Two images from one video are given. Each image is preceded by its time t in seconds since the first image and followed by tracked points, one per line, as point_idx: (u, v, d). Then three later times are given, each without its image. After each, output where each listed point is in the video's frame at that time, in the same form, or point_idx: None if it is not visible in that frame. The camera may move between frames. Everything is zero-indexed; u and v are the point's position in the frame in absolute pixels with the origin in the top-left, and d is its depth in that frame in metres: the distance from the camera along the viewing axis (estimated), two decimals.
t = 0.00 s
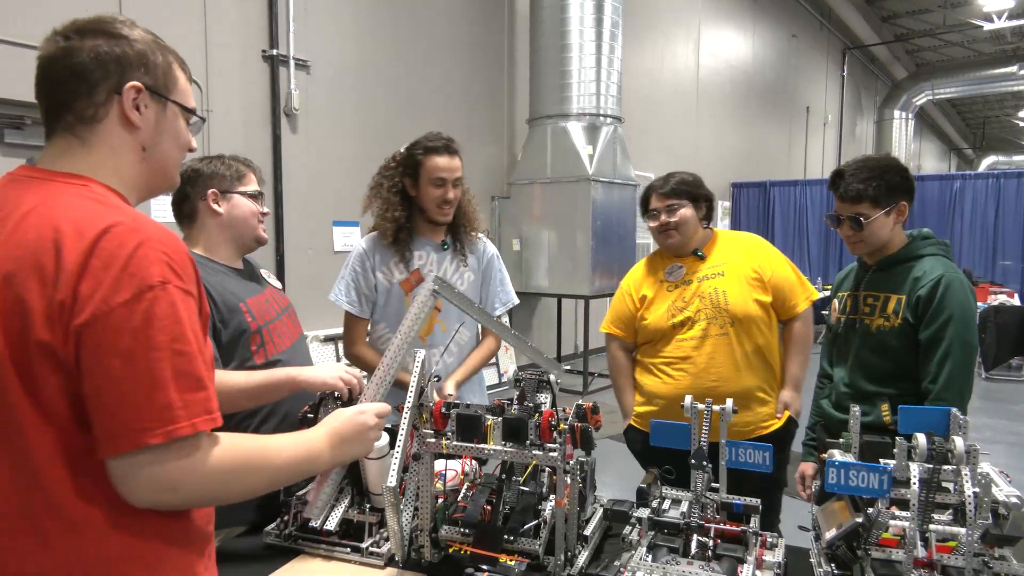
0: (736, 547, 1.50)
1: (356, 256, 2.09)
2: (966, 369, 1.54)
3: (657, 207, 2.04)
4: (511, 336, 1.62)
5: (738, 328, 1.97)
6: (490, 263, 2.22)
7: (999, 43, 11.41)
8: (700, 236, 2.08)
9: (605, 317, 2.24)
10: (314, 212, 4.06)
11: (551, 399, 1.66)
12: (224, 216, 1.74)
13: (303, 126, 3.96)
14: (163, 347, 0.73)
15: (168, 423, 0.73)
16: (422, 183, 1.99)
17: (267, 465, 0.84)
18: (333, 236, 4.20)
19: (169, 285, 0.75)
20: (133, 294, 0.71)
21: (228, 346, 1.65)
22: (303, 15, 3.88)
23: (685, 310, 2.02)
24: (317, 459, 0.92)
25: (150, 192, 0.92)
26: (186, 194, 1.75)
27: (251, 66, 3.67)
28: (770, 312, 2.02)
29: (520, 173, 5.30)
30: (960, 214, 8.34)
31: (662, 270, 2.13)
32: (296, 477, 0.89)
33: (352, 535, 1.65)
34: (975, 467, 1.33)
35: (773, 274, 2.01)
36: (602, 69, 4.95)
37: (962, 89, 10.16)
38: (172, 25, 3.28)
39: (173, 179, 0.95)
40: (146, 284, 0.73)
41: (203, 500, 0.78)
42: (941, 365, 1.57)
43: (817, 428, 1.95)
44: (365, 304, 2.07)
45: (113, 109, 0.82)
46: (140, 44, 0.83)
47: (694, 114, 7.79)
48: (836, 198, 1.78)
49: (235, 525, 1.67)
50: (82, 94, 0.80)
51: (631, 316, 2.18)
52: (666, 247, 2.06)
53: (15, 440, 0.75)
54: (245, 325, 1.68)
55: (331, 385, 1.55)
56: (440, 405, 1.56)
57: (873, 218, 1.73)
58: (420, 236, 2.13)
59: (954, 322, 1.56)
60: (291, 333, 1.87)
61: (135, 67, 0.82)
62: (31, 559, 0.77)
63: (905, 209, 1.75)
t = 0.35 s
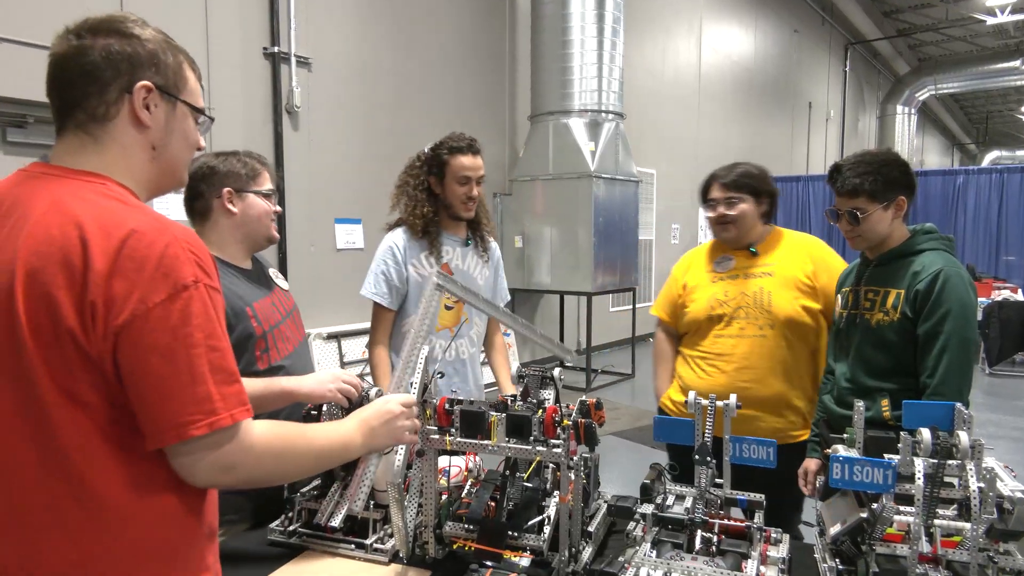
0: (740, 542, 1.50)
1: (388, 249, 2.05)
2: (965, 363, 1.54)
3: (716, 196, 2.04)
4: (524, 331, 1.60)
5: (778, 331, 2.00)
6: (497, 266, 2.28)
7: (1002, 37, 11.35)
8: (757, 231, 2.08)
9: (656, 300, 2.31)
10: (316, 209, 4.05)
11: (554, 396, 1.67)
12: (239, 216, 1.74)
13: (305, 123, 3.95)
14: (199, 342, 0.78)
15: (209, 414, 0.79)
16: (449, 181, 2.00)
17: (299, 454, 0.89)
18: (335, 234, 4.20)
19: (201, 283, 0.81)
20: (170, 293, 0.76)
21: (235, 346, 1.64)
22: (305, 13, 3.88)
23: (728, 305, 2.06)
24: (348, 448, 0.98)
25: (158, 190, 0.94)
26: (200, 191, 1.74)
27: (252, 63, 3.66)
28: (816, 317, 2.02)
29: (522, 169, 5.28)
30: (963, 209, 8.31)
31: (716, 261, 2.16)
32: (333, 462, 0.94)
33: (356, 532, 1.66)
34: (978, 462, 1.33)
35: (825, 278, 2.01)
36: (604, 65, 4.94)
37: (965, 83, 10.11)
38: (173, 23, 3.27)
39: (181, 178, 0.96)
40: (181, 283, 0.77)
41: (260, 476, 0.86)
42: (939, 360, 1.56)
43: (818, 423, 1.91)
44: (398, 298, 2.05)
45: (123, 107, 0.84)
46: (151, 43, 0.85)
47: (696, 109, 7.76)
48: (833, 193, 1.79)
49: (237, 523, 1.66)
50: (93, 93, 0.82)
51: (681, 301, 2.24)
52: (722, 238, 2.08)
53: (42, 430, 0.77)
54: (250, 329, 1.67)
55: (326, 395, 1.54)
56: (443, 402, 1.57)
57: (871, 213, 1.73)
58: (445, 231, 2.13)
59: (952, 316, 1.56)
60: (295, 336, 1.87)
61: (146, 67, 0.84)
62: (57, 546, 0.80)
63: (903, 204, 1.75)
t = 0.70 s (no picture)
0: (750, 547, 1.48)
1: (398, 246, 2.05)
2: (973, 366, 1.52)
3: (761, 190, 2.11)
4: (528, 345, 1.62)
5: (788, 336, 2.02)
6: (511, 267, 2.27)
7: (1014, 38, 11.25)
8: (794, 236, 2.11)
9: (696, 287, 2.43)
10: (324, 211, 4.07)
11: (562, 398, 1.65)
12: (255, 220, 1.76)
13: (314, 126, 3.97)
14: (211, 334, 0.82)
15: (222, 402, 0.82)
16: (456, 180, 2.02)
17: (308, 448, 0.93)
18: (343, 235, 4.21)
19: (213, 278, 0.84)
20: (185, 286, 0.80)
21: (253, 345, 1.66)
22: (314, 16, 3.90)
23: (747, 301, 2.13)
24: (354, 461, 1.03)
25: (168, 192, 0.96)
26: (220, 193, 1.75)
27: (261, 66, 3.69)
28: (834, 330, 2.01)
29: (530, 171, 5.28)
30: (975, 211, 8.24)
31: (751, 258, 2.22)
32: (335, 471, 0.99)
33: (363, 533, 1.66)
34: (992, 467, 1.30)
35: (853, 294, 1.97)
36: (612, 66, 4.94)
37: (975, 85, 10.03)
38: (183, 27, 3.30)
39: (191, 181, 0.99)
40: (195, 277, 0.81)
41: (265, 473, 0.88)
42: (946, 363, 1.54)
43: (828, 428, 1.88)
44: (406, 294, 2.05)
45: (134, 114, 0.86)
46: (161, 53, 0.87)
47: (705, 111, 7.74)
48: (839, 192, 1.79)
49: (244, 524, 1.66)
50: (106, 100, 0.84)
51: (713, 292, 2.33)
52: (755, 233, 2.15)
53: (63, 417, 0.80)
54: (270, 328, 1.68)
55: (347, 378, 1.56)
56: (451, 403, 1.56)
57: (877, 212, 1.72)
58: (457, 230, 2.13)
59: (961, 319, 1.54)
60: (308, 337, 1.87)
61: (156, 75, 0.86)
62: (72, 530, 0.83)
63: (910, 206, 1.72)
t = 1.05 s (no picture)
0: (751, 549, 1.47)
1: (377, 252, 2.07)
2: (972, 369, 1.50)
3: (753, 190, 2.12)
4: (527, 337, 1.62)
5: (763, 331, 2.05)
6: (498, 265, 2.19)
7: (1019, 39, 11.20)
8: (780, 236, 2.11)
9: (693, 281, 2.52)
10: (326, 210, 4.07)
11: (563, 398, 1.64)
12: (240, 220, 1.75)
13: (316, 124, 3.97)
14: (221, 324, 0.82)
15: (232, 389, 0.83)
16: (422, 179, 2.02)
17: (299, 447, 0.91)
18: (345, 235, 4.21)
19: (220, 270, 0.85)
20: (193, 278, 0.80)
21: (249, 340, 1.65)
22: (317, 14, 3.90)
23: (725, 298, 2.19)
24: (348, 462, 1.00)
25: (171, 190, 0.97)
26: (205, 196, 1.78)
27: (264, 65, 3.69)
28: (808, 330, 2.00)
29: (532, 171, 5.28)
30: (978, 212, 8.21)
31: (739, 256, 2.25)
32: (327, 471, 0.96)
33: (362, 534, 1.65)
34: (995, 469, 1.30)
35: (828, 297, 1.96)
36: (615, 66, 4.92)
37: (980, 85, 9.99)
38: (186, 25, 3.30)
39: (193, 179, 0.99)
40: (203, 269, 0.81)
41: (252, 466, 0.87)
42: (946, 366, 1.53)
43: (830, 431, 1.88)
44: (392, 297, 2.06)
45: (147, 119, 0.86)
46: (169, 59, 0.86)
47: (708, 111, 7.72)
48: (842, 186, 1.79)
49: (245, 522, 1.66)
50: (120, 107, 0.84)
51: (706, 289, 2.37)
52: (744, 232, 2.16)
53: (75, 412, 0.80)
54: (265, 322, 1.68)
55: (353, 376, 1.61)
56: (450, 404, 1.56)
57: (875, 207, 1.71)
58: (434, 227, 2.12)
59: (960, 322, 1.52)
60: (308, 332, 1.87)
61: (166, 80, 0.86)
62: (83, 523, 0.83)
63: (911, 203, 1.70)
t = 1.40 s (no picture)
0: (753, 547, 1.47)
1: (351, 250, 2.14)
2: (969, 368, 1.49)
3: (742, 188, 2.11)
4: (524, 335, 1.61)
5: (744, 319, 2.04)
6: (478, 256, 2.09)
7: None
8: (764, 231, 2.12)
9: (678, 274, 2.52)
10: (329, 206, 4.06)
11: (564, 395, 1.64)
12: (239, 216, 1.74)
13: (318, 120, 3.96)
14: (207, 311, 0.82)
15: (215, 374, 0.82)
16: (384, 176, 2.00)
17: (288, 434, 0.91)
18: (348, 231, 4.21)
19: (207, 259, 0.84)
20: (179, 268, 0.80)
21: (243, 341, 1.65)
22: (319, 10, 3.89)
23: (708, 287, 2.19)
24: (338, 455, 1.00)
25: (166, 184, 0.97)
26: (200, 192, 1.76)
27: (266, 60, 3.68)
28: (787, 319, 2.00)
29: (535, 167, 5.26)
30: (983, 209, 8.17)
31: (723, 250, 2.24)
32: (315, 463, 0.96)
33: (362, 530, 1.65)
34: (1000, 468, 1.29)
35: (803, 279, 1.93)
36: (619, 62, 4.90)
37: (985, 82, 9.94)
38: (188, 20, 3.29)
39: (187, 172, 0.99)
40: (188, 258, 0.81)
41: (238, 454, 0.86)
42: (942, 364, 1.52)
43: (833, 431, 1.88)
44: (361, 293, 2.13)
45: (143, 117, 0.86)
46: (160, 56, 0.86)
47: (712, 108, 7.69)
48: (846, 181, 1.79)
49: (245, 519, 1.66)
50: (116, 106, 0.84)
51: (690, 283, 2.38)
52: (734, 229, 2.15)
53: (67, 405, 0.80)
54: (257, 325, 1.67)
55: (326, 397, 1.44)
56: (451, 401, 1.57)
57: (873, 201, 1.71)
58: (405, 224, 2.10)
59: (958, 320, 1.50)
60: (307, 328, 1.86)
61: (160, 78, 0.86)
62: (80, 515, 0.83)
63: (912, 197, 1.68)
